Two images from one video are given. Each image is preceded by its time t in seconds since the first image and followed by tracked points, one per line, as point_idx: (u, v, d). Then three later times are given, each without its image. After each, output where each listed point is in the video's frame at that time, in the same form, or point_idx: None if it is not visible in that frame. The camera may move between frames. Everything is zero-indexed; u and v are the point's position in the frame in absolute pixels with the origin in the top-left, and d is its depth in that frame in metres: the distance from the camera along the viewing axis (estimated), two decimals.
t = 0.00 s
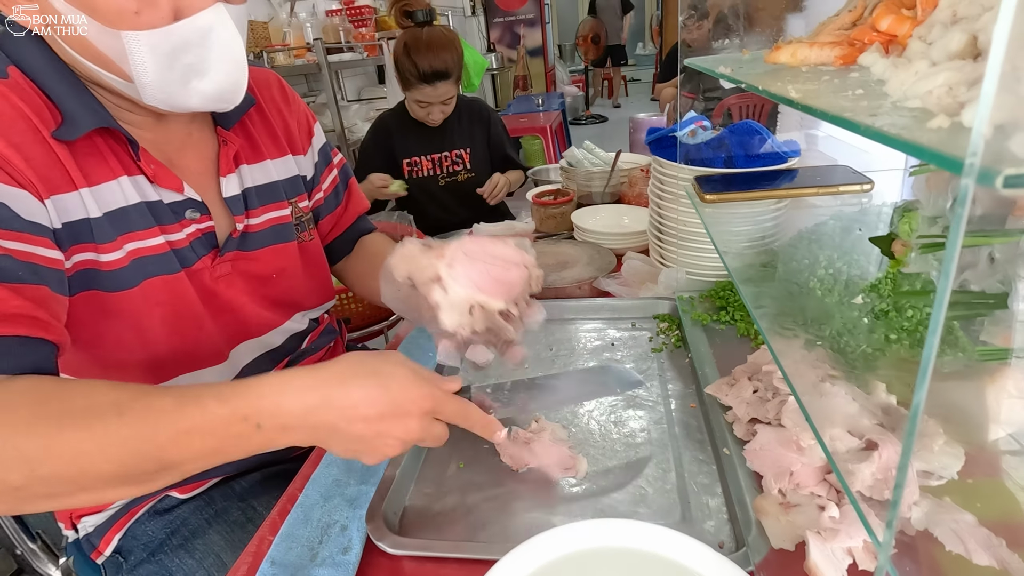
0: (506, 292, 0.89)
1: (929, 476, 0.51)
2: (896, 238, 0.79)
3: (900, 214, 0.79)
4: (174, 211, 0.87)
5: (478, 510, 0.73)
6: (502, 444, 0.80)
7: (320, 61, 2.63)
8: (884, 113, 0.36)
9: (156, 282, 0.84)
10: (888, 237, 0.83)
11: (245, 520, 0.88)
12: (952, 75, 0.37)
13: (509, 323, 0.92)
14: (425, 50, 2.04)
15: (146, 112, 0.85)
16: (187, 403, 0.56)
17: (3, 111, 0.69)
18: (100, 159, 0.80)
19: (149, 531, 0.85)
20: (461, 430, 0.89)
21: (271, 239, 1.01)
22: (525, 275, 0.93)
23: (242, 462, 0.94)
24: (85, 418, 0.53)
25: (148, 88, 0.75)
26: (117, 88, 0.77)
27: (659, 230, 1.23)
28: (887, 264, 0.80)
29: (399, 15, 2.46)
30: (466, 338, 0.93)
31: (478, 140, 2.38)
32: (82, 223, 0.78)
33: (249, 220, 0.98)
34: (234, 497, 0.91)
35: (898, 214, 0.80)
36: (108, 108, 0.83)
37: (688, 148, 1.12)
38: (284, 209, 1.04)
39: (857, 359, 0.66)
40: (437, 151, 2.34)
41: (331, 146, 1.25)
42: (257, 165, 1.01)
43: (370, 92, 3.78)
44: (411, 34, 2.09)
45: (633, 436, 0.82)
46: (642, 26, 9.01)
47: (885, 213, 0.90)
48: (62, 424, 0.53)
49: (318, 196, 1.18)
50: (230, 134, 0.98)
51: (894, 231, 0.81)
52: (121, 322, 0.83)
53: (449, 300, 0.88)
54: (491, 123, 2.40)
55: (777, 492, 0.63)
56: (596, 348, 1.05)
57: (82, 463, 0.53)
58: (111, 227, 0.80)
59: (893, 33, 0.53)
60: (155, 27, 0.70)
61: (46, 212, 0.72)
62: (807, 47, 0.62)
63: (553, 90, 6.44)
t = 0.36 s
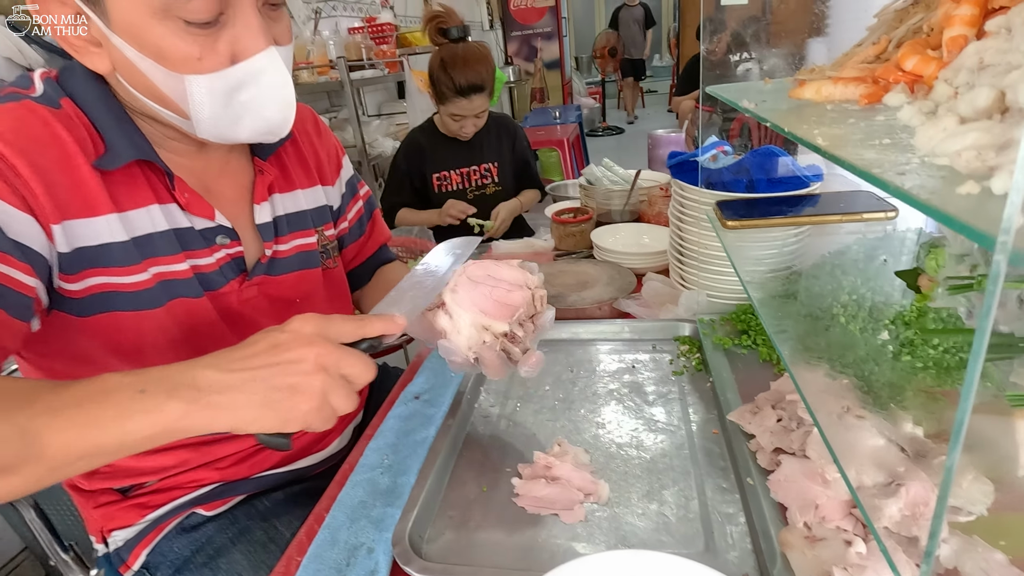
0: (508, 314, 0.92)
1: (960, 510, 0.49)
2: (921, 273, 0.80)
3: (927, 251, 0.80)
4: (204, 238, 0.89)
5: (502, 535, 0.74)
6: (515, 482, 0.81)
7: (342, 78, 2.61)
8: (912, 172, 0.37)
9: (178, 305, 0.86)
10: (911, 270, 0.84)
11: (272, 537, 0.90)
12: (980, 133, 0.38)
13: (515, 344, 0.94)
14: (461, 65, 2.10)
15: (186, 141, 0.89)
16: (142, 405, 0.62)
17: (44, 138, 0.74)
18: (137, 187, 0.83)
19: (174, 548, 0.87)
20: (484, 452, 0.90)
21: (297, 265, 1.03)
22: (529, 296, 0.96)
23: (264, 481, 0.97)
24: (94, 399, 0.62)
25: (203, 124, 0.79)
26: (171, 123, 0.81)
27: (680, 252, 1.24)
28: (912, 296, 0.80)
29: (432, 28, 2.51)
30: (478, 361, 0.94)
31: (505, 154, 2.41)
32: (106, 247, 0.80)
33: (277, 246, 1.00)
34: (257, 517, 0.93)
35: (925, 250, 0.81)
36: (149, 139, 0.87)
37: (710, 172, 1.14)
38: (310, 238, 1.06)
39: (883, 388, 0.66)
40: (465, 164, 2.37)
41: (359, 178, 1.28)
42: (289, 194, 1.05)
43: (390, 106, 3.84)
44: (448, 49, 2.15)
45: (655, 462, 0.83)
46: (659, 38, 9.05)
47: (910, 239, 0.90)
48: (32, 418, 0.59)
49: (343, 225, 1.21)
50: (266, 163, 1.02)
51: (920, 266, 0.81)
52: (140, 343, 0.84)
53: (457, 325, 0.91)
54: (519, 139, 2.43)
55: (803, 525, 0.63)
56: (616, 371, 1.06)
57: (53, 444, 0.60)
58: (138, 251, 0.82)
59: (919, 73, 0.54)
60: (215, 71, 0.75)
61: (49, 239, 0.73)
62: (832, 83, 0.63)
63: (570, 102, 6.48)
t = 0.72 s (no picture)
0: (520, 315, 0.89)
1: (982, 535, 0.49)
2: (941, 298, 0.80)
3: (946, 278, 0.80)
4: (233, 255, 0.92)
5: (525, 551, 0.76)
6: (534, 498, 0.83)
7: (363, 94, 2.65)
8: (930, 213, 0.39)
9: (211, 321, 0.89)
10: (931, 296, 0.83)
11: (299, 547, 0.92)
12: (996, 176, 0.39)
13: (526, 346, 0.91)
14: (480, 76, 2.14)
15: (218, 165, 0.93)
16: (266, 399, 0.64)
17: (95, 164, 0.78)
18: (171, 208, 0.86)
19: (201, 558, 0.89)
20: (505, 467, 0.91)
21: (318, 283, 1.07)
22: (539, 297, 0.93)
23: (286, 493, 0.99)
24: (117, 412, 0.61)
25: (227, 151, 0.83)
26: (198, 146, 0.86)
27: (698, 268, 1.25)
28: (932, 320, 0.80)
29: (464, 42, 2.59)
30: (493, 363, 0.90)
31: (524, 168, 2.44)
32: (149, 265, 0.84)
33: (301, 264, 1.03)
34: (280, 527, 0.95)
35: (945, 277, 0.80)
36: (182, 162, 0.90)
37: (728, 192, 1.15)
38: (333, 256, 1.10)
39: (904, 408, 0.67)
40: (485, 177, 2.41)
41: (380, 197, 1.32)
42: (313, 214, 1.08)
43: (408, 119, 3.90)
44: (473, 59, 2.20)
45: (674, 480, 0.84)
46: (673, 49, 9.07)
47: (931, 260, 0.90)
48: (35, 447, 0.57)
49: (364, 242, 1.25)
50: (291, 185, 1.05)
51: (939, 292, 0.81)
52: (176, 359, 0.87)
53: (467, 326, 0.85)
54: (539, 153, 2.46)
55: (824, 547, 0.65)
56: (634, 387, 1.07)
57: (69, 461, 0.58)
58: (175, 269, 0.86)
59: (937, 105, 0.56)
60: (231, 102, 0.77)
61: (115, 254, 0.78)
62: (850, 112, 0.65)
63: (585, 113, 6.51)
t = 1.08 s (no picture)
0: (552, 320, 0.92)
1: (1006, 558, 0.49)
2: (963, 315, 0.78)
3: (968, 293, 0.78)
4: (262, 271, 0.93)
5: (539, 566, 0.76)
6: (548, 511, 0.83)
7: (378, 104, 2.68)
8: (953, 236, 0.39)
9: (239, 338, 0.91)
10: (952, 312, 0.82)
11: (315, 558, 0.93)
12: (1019, 201, 0.39)
13: (555, 348, 0.94)
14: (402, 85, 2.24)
15: (244, 182, 0.95)
16: (260, 453, 0.63)
17: (128, 186, 0.79)
18: (204, 228, 0.88)
19: (225, 565, 0.90)
20: (519, 480, 0.91)
21: (341, 295, 1.07)
22: (568, 302, 0.94)
23: (309, 502, 1.00)
24: (109, 447, 0.61)
25: (271, 166, 0.84)
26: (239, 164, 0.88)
27: (713, 281, 1.25)
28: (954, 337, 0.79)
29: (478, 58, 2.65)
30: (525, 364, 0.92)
31: (538, 181, 2.42)
32: (180, 284, 0.85)
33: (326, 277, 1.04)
34: (303, 536, 0.96)
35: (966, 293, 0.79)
36: (212, 179, 0.93)
37: (744, 205, 1.13)
38: (355, 268, 1.11)
39: (926, 426, 0.66)
40: (500, 189, 2.42)
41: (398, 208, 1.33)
42: (336, 227, 1.09)
43: (422, 129, 3.94)
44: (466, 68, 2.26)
45: (690, 496, 0.83)
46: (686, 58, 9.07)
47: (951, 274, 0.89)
48: (31, 479, 0.57)
49: (384, 253, 1.25)
50: (317, 201, 1.06)
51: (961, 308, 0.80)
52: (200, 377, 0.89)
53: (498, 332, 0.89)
54: (553, 166, 2.45)
55: (843, 567, 0.64)
56: (649, 400, 1.06)
57: (63, 496, 0.58)
58: (204, 288, 0.87)
59: (957, 123, 0.56)
60: (280, 121, 0.79)
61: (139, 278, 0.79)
62: (868, 129, 0.65)
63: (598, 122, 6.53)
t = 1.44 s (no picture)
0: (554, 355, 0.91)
1: None
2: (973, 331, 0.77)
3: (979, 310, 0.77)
4: (276, 282, 0.95)
5: None
6: (555, 522, 0.83)
7: (390, 114, 2.70)
8: (955, 253, 0.39)
9: (255, 348, 0.92)
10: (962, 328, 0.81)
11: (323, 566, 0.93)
12: (1022, 219, 0.39)
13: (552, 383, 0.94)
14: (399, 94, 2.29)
15: (258, 197, 0.97)
16: (330, 457, 0.65)
17: (149, 201, 0.81)
18: (220, 241, 0.89)
19: (234, 571, 0.92)
20: (527, 490, 0.92)
21: (352, 305, 1.09)
22: (569, 336, 0.93)
23: (317, 510, 1.01)
24: (182, 453, 0.63)
25: (277, 180, 0.86)
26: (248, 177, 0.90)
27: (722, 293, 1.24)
28: (965, 354, 0.77)
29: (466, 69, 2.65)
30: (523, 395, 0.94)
31: (527, 188, 2.44)
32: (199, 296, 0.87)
33: (337, 288, 1.06)
34: (311, 545, 0.97)
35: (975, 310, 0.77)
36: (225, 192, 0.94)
37: (752, 217, 1.14)
38: (365, 278, 1.12)
39: (936, 441, 0.66)
40: (489, 199, 2.43)
41: (408, 218, 1.34)
42: (347, 238, 1.11)
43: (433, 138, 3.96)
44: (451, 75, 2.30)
45: (697, 508, 0.83)
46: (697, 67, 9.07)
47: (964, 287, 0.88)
48: (121, 488, 0.60)
49: (394, 263, 1.27)
50: (328, 213, 1.08)
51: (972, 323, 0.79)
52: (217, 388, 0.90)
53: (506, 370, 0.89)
54: (543, 170, 2.47)
55: None
56: (658, 411, 1.06)
57: (154, 502, 0.61)
58: (220, 300, 0.89)
59: (964, 137, 0.56)
60: (284, 136, 0.80)
61: (170, 289, 0.81)
62: (875, 143, 0.66)
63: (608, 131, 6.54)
